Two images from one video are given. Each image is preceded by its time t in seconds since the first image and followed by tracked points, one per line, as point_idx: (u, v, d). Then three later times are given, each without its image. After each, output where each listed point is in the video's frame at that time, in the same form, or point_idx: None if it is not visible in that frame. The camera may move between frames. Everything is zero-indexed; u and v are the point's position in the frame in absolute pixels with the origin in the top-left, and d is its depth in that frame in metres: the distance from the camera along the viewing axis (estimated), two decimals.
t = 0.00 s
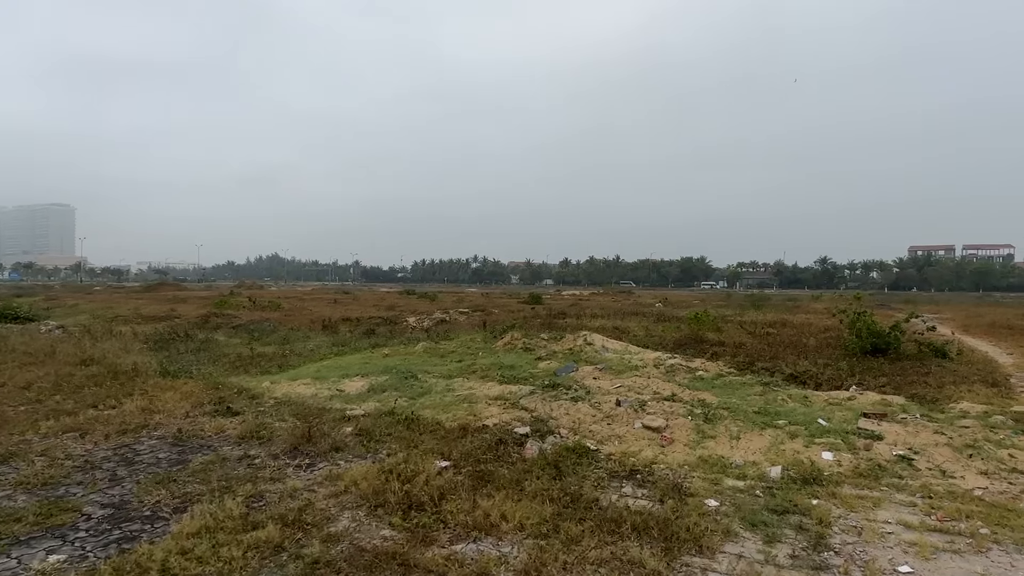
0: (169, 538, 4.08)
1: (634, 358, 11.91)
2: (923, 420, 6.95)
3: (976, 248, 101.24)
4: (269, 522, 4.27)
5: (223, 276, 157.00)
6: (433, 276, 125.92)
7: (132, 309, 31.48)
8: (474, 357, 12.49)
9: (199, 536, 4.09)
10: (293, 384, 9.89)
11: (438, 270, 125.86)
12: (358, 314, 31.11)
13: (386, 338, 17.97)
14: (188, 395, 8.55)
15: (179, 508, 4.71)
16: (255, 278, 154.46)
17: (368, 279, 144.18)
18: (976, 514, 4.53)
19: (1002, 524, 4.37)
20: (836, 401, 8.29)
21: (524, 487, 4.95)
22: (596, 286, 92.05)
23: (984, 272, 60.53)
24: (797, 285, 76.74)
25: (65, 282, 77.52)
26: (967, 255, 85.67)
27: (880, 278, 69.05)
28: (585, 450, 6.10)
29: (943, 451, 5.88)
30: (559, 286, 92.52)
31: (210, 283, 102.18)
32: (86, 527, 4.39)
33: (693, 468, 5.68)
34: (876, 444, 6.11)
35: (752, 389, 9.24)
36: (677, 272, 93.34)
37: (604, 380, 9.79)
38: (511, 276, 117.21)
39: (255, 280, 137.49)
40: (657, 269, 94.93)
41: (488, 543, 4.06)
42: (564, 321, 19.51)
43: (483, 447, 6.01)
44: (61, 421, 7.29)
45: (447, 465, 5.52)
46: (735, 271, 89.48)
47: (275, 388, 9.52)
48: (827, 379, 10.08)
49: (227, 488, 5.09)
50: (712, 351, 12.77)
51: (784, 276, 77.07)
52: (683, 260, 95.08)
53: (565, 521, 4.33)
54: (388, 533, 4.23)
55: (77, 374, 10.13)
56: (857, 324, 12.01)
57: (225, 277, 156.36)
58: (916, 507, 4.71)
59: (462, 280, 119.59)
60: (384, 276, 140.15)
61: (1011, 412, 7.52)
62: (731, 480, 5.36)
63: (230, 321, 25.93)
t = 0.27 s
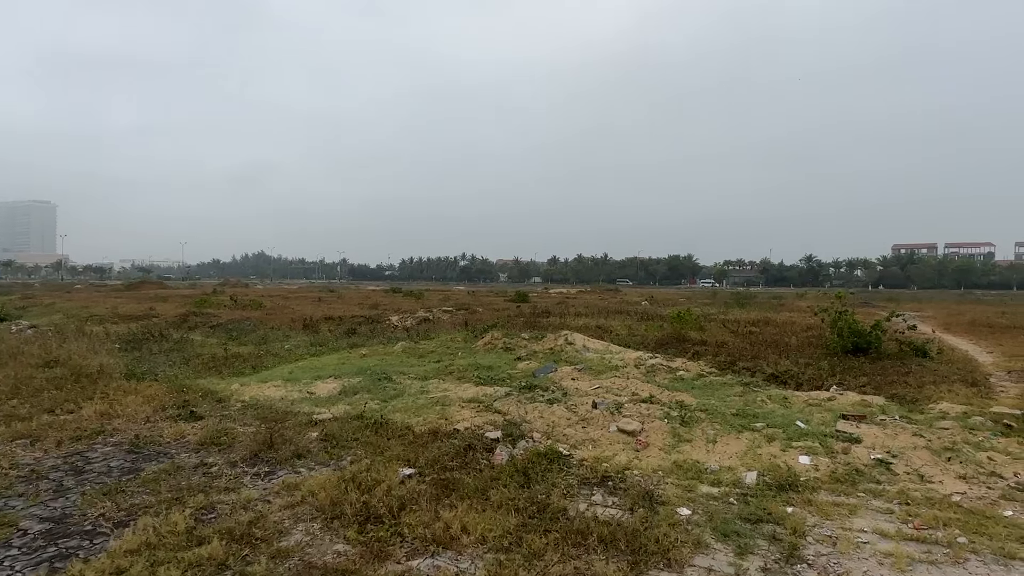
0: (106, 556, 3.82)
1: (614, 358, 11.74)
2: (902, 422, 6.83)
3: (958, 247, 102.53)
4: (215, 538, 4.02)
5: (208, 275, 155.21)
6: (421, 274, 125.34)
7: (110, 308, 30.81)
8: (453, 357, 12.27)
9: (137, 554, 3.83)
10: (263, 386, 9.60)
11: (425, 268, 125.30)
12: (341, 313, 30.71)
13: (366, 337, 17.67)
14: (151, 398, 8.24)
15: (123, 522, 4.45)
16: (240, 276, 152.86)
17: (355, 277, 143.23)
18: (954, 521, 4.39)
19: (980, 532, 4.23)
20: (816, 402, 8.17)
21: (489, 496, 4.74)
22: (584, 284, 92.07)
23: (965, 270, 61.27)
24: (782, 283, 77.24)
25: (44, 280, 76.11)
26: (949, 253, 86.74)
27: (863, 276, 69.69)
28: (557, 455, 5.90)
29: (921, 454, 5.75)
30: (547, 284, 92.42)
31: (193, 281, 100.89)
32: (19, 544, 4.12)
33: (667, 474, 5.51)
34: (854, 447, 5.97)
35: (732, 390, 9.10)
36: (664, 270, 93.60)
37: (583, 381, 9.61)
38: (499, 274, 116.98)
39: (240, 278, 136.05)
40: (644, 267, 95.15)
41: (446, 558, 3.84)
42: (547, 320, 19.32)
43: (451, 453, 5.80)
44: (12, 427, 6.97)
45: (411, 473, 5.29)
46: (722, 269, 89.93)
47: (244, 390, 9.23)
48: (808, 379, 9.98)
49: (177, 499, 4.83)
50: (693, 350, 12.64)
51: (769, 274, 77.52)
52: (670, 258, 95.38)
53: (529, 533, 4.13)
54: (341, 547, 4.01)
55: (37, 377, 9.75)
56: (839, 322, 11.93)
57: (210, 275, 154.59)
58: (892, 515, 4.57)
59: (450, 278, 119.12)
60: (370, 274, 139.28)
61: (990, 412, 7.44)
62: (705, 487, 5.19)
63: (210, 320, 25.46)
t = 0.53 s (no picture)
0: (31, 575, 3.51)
1: (594, 356, 11.53)
2: (884, 420, 6.67)
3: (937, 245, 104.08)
4: (153, 553, 3.72)
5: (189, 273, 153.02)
6: (406, 272, 124.59)
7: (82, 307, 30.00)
8: (430, 356, 11.98)
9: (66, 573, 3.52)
10: (230, 387, 9.25)
11: (411, 266, 124.58)
12: (322, 311, 30.26)
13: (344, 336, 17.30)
14: (109, 400, 7.87)
15: (57, 535, 4.13)
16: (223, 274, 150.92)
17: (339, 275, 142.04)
18: (938, 526, 4.21)
19: (965, 537, 4.06)
20: (797, 401, 8.01)
21: (455, 503, 4.48)
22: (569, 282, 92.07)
23: (944, 268, 62.12)
24: (765, 281, 77.79)
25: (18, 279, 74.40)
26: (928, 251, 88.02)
27: (845, 274, 70.40)
28: (529, 458, 5.66)
29: (903, 454, 5.58)
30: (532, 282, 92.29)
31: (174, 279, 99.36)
32: None
33: (643, 477, 5.29)
34: (835, 447, 5.80)
35: (712, 389, 8.92)
36: (649, 268, 93.87)
37: (561, 380, 9.38)
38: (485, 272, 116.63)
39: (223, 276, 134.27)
40: (630, 265, 95.39)
41: (403, 572, 3.59)
42: (529, 319, 19.09)
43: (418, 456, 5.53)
44: None
45: (374, 478, 5.02)
46: (706, 267, 90.42)
47: (209, 391, 8.87)
48: (789, 377, 9.84)
49: (120, 509, 4.51)
50: (674, 348, 12.48)
51: (753, 271, 78.07)
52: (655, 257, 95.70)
53: (493, 543, 3.88)
54: (291, 561, 3.73)
55: None
56: (820, 319, 11.82)
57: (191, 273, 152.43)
58: (874, 519, 4.38)
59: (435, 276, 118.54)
60: (355, 273, 138.21)
61: (972, 410, 7.32)
62: (682, 490, 4.98)
63: (185, 319, 24.89)
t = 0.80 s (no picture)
0: None
1: (575, 358, 11.29)
2: (868, 426, 6.49)
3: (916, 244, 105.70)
4: None
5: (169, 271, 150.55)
6: (390, 270, 123.70)
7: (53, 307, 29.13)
8: (407, 359, 11.65)
9: None
10: (195, 393, 8.85)
11: (395, 264, 123.69)
12: (303, 311, 29.75)
13: (321, 337, 16.89)
14: (62, 409, 7.45)
15: None
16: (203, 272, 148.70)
17: (323, 274, 140.69)
18: (926, 541, 4.01)
19: (954, 554, 3.85)
20: (780, 405, 7.82)
21: (418, 522, 4.19)
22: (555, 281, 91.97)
23: (923, 267, 62.97)
24: (748, 279, 78.32)
25: None
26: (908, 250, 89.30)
27: (827, 272, 71.09)
28: (501, 469, 5.38)
29: (889, 462, 5.39)
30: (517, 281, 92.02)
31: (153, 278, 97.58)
32: None
33: (620, 489, 5.03)
34: (819, 455, 5.60)
35: (694, 392, 8.71)
36: (633, 267, 94.08)
37: (539, 383, 9.11)
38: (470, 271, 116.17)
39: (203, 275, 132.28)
40: (615, 263, 95.53)
41: None
42: (511, 319, 18.84)
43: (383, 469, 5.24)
44: None
45: (334, 494, 4.71)
46: (690, 265, 90.84)
47: (171, 398, 8.47)
48: (772, 379, 9.68)
49: (54, 532, 4.16)
50: (656, 349, 12.28)
51: (736, 270, 78.55)
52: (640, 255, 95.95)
53: (456, 568, 3.59)
54: None
55: None
56: (803, 320, 11.69)
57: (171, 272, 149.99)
58: (860, 534, 4.17)
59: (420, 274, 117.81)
60: (339, 271, 136.96)
61: (956, 413, 7.18)
62: (660, 504, 4.73)
63: (159, 319, 24.25)
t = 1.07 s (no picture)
0: None
1: (553, 360, 11.05)
2: (848, 430, 6.32)
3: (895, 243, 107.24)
4: None
5: (148, 271, 148.08)
6: (374, 269, 122.76)
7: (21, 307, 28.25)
8: (381, 361, 11.33)
9: None
10: (154, 398, 8.46)
11: (379, 263, 122.80)
12: (281, 312, 29.22)
13: (296, 338, 16.49)
14: (7, 416, 7.03)
15: None
16: (184, 271, 146.49)
17: (306, 273, 139.28)
18: (908, 555, 3.81)
19: (937, 569, 3.65)
20: (759, 407, 7.64)
21: (372, 541, 3.91)
22: (540, 280, 91.82)
23: (903, 266, 63.77)
24: (732, 278, 78.79)
25: None
26: (887, 249, 90.56)
27: (809, 271, 71.75)
28: (467, 479, 5.11)
29: (868, 469, 5.21)
30: (502, 280, 91.73)
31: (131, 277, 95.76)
32: None
33: (590, 500, 4.79)
34: (797, 461, 5.40)
35: (672, 394, 8.51)
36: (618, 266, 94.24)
37: (515, 386, 8.85)
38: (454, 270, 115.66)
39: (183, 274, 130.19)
40: (599, 262, 95.66)
41: None
42: (491, 319, 18.56)
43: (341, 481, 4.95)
44: None
45: (286, 509, 4.41)
46: (675, 264, 91.23)
47: (128, 404, 8.07)
48: (751, 381, 9.52)
49: None
50: (636, 350, 12.08)
51: (720, 269, 78.99)
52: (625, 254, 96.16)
53: None
54: None
55: None
56: (784, 320, 11.56)
57: (150, 271, 147.56)
58: (839, 548, 3.96)
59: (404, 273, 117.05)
60: (322, 270, 135.67)
61: (936, 415, 7.05)
62: (631, 515, 4.49)
63: (132, 320, 23.61)
